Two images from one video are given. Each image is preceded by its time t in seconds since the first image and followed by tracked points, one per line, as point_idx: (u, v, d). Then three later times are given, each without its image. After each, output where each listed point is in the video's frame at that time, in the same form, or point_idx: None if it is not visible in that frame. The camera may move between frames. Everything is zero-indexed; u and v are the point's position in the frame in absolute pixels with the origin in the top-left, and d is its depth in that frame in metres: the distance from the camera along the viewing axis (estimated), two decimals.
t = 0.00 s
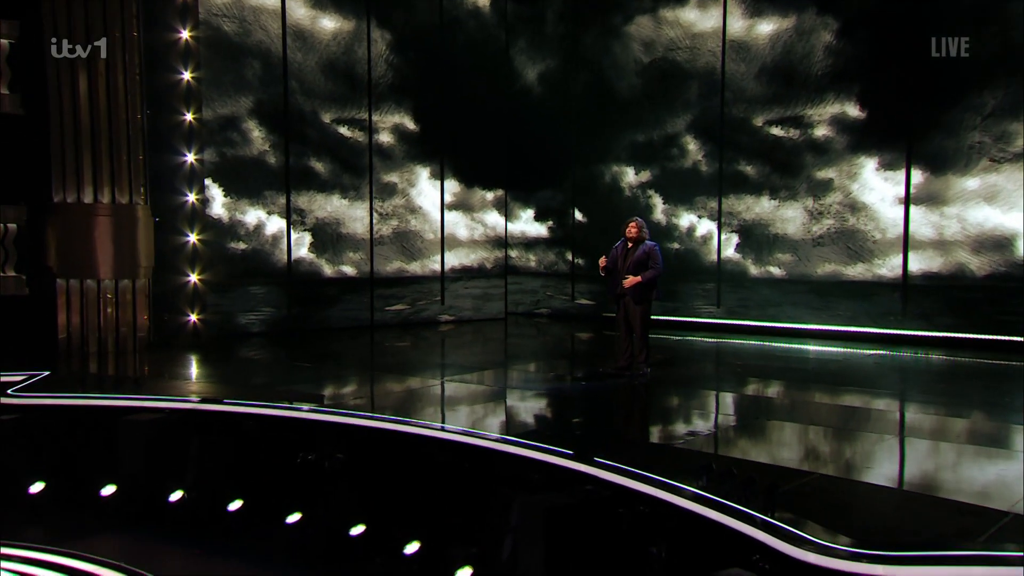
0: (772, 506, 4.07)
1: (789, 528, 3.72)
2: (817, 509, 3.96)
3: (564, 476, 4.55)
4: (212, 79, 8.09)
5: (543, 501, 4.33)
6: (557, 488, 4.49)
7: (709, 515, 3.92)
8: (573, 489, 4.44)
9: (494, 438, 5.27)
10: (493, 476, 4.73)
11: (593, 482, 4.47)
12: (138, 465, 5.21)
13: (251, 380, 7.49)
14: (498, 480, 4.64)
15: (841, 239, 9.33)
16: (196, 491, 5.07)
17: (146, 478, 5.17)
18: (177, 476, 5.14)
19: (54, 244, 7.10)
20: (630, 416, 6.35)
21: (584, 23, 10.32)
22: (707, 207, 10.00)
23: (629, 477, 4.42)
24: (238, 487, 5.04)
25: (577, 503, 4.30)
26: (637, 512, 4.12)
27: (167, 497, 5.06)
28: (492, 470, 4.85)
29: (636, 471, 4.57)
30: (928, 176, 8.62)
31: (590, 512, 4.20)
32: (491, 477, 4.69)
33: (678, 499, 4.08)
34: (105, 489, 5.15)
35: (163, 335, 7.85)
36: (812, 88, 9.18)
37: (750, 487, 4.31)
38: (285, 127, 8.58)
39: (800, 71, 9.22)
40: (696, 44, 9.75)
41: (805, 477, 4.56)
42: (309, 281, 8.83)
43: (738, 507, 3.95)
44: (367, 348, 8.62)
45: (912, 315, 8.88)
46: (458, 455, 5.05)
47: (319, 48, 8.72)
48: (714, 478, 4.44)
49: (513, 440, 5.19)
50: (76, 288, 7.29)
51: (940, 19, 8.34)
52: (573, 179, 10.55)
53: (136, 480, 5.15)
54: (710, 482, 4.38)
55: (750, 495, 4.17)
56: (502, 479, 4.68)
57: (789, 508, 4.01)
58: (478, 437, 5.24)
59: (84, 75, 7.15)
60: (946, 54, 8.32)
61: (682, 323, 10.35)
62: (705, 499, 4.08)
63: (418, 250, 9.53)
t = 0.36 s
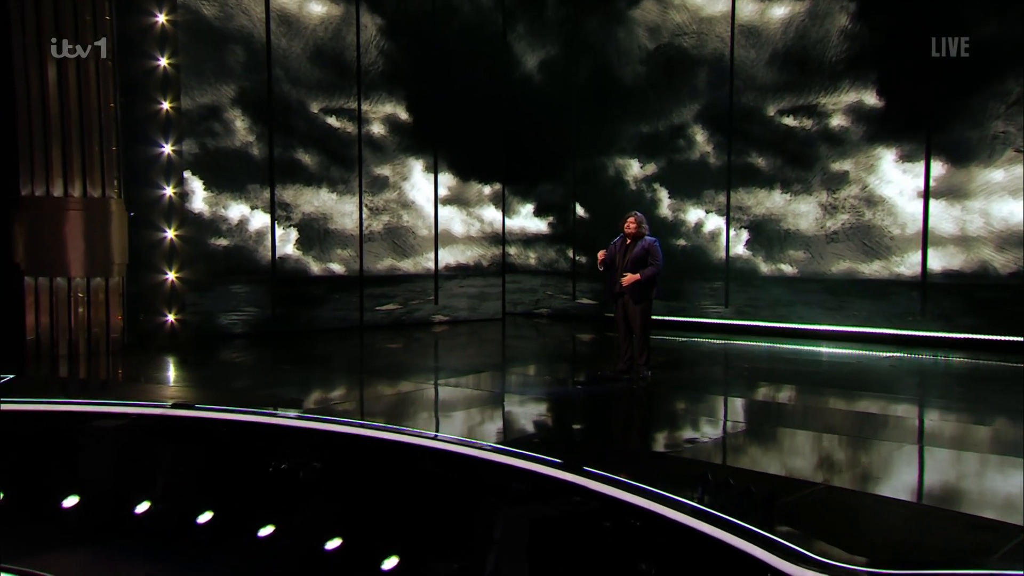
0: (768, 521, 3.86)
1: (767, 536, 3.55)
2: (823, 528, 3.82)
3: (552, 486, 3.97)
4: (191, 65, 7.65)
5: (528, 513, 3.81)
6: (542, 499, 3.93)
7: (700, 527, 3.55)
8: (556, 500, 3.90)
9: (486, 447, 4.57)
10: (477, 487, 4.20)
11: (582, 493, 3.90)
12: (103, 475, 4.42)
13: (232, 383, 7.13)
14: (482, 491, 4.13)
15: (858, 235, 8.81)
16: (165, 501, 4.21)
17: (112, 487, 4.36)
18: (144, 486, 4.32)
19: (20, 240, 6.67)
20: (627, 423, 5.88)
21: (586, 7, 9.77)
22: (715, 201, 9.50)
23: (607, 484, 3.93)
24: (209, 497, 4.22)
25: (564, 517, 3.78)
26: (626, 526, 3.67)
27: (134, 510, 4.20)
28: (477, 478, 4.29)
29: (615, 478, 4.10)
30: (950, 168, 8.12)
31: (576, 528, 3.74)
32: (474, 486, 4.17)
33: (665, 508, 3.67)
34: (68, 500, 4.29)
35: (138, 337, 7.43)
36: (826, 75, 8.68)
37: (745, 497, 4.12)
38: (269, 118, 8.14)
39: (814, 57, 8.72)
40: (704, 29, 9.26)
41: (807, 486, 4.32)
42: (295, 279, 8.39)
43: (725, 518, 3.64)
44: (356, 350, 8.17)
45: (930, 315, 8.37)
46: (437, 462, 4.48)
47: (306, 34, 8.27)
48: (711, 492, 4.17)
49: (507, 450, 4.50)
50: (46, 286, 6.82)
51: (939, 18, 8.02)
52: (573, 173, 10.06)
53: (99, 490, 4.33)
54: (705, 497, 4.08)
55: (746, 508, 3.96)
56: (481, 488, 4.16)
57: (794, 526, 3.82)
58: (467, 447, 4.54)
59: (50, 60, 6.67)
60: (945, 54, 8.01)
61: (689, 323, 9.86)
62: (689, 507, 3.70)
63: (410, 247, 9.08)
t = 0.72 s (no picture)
0: (771, 537, 3.51)
1: (774, 555, 3.04)
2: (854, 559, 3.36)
3: (541, 495, 3.47)
4: (172, 53, 7.25)
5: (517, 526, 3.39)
6: (534, 512, 3.40)
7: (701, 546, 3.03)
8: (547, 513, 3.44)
9: (482, 458, 3.92)
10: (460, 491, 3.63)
11: (573, 505, 3.39)
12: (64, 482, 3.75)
13: (216, 389, 6.58)
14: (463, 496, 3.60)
15: (878, 231, 8.32)
16: (134, 513, 3.62)
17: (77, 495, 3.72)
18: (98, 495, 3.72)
19: None
20: (630, 431, 5.42)
21: None
22: (727, 195, 9.01)
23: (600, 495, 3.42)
24: (184, 505, 3.64)
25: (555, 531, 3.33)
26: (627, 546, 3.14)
27: (101, 522, 3.63)
28: (462, 484, 3.70)
29: (613, 490, 3.57)
30: (976, 160, 7.64)
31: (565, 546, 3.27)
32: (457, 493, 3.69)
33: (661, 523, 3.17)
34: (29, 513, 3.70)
35: (117, 337, 7.10)
36: (845, 62, 8.22)
37: (746, 511, 3.78)
38: (257, 109, 7.73)
39: (832, 43, 8.26)
40: (715, 14, 8.78)
41: (826, 501, 3.93)
42: (283, 277, 7.99)
43: (731, 537, 3.12)
44: (347, 352, 7.76)
45: (955, 317, 7.88)
46: (417, 468, 3.86)
47: (295, 20, 7.86)
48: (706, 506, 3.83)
49: (506, 461, 3.84)
50: (16, 285, 6.39)
51: (938, 18, 7.69)
52: (577, 166, 9.60)
53: (63, 497, 3.70)
54: (715, 517, 3.69)
55: (745, 524, 3.62)
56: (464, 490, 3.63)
57: (800, 544, 3.47)
58: (458, 455, 3.90)
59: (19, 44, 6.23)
60: (946, 54, 7.68)
61: (698, 324, 9.38)
62: (690, 523, 3.19)
63: (405, 244, 8.66)
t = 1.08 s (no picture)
0: (778, 555, 3.08)
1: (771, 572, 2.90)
2: None
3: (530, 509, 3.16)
4: (153, 38, 6.87)
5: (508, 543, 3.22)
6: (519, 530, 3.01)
7: (696, 561, 2.89)
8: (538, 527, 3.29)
9: (486, 471, 3.88)
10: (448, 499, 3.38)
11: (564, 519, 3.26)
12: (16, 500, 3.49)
13: (197, 391, 6.14)
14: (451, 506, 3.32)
15: (902, 226, 7.83)
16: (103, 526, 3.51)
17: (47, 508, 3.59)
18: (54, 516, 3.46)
19: None
20: (636, 440, 4.96)
21: None
22: (741, 188, 8.52)
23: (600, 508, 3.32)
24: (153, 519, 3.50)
25: (545, 546, 3.14)
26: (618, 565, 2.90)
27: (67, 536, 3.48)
28: (455, 495, 3.60)
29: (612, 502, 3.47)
30: (1006, 151, 7.14)
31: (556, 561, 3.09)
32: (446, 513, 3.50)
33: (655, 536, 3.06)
34: None
35: (94, 339, 6.68)
36: (866, 47, 7.75)
37: (748, 526, 3.36)
38: (243, 98, 7.32)
39: (852, 26, 7.79)
40: None
41: (851, 519, 3.50)
42: (272, 275, 7.60)
43: (731, 550, 2.97)
44: (339, 354, 7.36)
45: (984, 318, 7.38)
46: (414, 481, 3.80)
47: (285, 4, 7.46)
48: (702, 517, 3.47)
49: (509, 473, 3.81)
50: None
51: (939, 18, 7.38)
52: (583, 156, 9.05)
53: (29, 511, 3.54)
54: (726, 536, 3.24)
55: (747, 540, 3.21)
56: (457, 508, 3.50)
57: (810, 562, 3.05)
58: (460, 468, 3.86)
59: None
60: (946, 54, 7.36)
61: (711, 326, 8.86)
62: (690, 539, 3.05)
63: (400, 240, 8.23)
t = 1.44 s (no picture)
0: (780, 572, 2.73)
1: None
2: None
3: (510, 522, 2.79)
4: (132, 24, 6.53)
5: (490, 558, 2.95)
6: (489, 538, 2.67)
7: None
8: (523, 542, 3.04)
9: (482, 483, 3.64)
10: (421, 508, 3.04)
11: (553, 534, 3.04)
12: None
13: (177, 393, 5.80)
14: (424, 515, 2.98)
15: (924, 221, 7.39)
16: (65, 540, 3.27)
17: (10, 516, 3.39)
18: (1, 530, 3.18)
19: None
20: (639, 449, 4.56)
21: None
22: (755, 181, 8.09)
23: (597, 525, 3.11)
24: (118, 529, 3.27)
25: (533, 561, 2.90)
26: None
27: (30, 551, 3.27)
28: (441, 506, 3.40)
29: (608, 516, 3.26)
30: None
31: None
32: (430, 524, 3.26)
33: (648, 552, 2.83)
34: None
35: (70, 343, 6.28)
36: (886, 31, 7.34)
37: (748, 540, 3.01)
38: (228, 87, 6.97)
39: (871, 10, 7.38)
40: None
41: (871, 536, 3.13)
42: (257, 274, 7.25)
43: (730, 569, 2.76)
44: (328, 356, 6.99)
45: (1010, 317, 6.93)
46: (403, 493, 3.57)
47: None
48: (701, 529, 3.13)
49: (508, 487, 3.58)
50: None
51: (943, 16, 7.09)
52: (586, 146, 8.60)
53: None
54: (728, 553, 2.88)
55: (749, 557, 2.86)
56: (442, 520, 3.27)
57: None
58: (454, 482, 3.63)
59: None
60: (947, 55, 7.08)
61: (721, 327, 8.43)
62: (684, 555, 2.84)
63: (392, 237, 7.85)
